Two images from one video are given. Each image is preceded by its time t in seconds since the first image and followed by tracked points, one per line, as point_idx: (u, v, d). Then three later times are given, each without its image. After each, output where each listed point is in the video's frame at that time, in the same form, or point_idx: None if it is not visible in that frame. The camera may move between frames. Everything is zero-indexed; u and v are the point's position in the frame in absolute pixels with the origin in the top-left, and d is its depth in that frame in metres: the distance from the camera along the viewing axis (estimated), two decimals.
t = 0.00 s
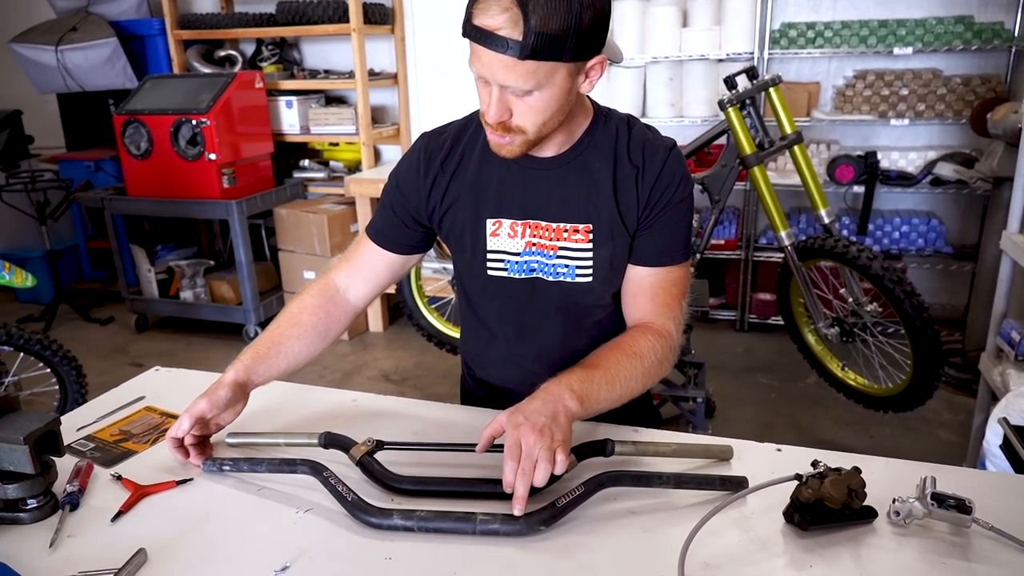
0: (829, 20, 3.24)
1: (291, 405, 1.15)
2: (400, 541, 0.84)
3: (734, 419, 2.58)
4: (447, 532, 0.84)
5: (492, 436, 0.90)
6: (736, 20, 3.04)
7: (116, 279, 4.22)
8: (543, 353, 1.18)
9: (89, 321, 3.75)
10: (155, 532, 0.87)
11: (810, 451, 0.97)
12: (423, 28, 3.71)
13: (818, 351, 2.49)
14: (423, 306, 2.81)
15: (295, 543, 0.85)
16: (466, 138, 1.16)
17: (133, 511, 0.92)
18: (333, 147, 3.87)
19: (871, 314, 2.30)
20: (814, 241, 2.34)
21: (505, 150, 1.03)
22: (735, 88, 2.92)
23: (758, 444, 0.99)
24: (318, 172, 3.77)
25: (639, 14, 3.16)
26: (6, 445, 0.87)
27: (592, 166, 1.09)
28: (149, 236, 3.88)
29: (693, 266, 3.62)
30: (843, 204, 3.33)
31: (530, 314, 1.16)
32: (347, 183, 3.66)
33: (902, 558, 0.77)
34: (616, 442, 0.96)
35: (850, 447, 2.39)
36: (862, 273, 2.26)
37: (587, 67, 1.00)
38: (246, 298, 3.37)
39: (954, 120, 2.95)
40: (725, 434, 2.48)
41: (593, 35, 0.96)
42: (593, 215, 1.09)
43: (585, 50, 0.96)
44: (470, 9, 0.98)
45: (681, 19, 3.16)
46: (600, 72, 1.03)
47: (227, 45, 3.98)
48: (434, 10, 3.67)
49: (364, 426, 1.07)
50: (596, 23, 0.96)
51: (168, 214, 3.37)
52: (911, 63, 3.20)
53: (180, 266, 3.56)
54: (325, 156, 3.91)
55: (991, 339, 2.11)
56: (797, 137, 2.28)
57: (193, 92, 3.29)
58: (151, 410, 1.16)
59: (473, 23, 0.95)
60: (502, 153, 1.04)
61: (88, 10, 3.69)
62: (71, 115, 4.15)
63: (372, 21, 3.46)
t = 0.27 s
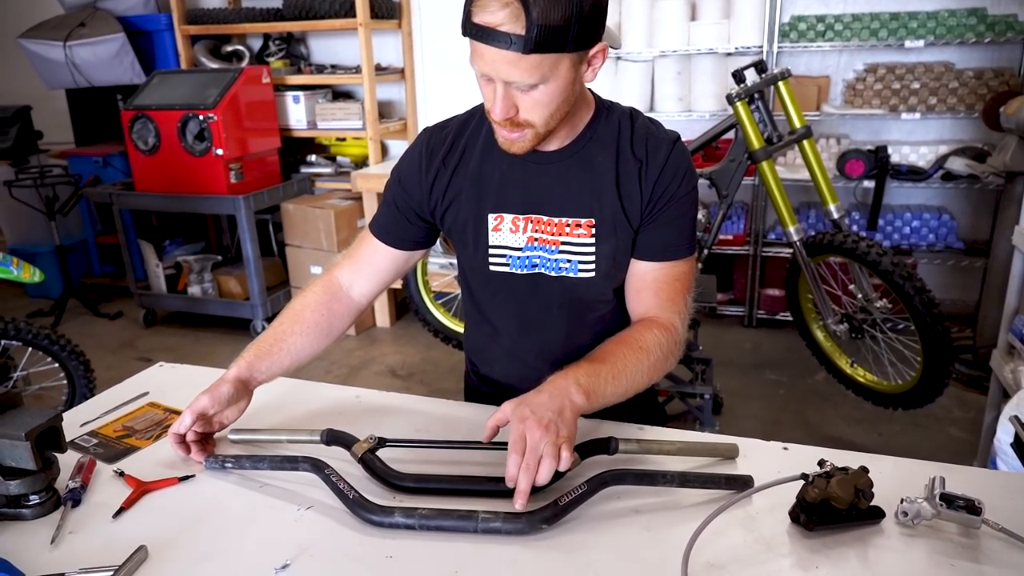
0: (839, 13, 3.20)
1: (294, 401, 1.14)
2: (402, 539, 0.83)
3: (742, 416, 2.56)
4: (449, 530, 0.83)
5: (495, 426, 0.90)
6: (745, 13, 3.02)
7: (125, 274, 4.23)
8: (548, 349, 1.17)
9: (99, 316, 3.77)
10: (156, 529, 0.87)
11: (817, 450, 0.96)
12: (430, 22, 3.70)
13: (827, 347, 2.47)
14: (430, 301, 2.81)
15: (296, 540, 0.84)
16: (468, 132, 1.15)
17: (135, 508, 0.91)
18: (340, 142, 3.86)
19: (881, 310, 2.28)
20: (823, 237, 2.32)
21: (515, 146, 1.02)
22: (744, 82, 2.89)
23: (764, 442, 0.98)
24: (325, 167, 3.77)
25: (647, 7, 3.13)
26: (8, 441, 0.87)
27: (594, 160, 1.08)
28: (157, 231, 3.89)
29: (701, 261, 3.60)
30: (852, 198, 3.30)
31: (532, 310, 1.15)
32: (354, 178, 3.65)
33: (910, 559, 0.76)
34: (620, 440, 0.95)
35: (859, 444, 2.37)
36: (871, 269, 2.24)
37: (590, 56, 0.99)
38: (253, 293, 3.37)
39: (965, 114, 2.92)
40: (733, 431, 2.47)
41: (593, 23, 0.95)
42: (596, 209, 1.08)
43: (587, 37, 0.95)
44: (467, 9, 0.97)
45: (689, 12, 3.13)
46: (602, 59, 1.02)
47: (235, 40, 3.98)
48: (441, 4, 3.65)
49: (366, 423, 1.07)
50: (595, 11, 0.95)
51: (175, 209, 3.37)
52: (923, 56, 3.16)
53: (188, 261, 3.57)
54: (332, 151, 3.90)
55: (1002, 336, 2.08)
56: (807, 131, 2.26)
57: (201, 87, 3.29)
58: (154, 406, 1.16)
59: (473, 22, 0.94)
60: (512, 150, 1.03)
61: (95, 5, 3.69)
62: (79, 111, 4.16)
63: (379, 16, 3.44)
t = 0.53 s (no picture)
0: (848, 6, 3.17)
1: (295, 395, 1.14)
2: (401, 534, 0.82)
3: (748, 411, 2.55)
4: (448, 526, 0.82)
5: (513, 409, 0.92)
6: (753, 6, 2.99)
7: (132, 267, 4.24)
8: (549, 344, 1.16)
9: (106, 309, 3.78)
10: (155, 523, 0.87)
11: (821, 446, 0.95)
12: (437, 15, 3.68)
13: (833, 343, 2.45)
14: (435, 295, 2.80)
15: (295, 535, 0.84)
16: (467, 125, 1.14)
17: (135, 501, 0.91)
18: (346, 136, 3.85)
19: (888, 305, 2.26)
20: (831, 232, 2.31)
21: (518, 140, 1.01)
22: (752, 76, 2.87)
23: (768, 439, 0.97)
24: (331, 161, 3.76)
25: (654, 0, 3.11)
26: (8, 435, 0.87)
27: (594, 152, 1.07)
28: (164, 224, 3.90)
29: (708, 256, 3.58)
30: (861, 193, 3.27)
31: (531, 304, 1.14)
32: (359, 172, 3.65)
33: (914, 558, 0.75)
34: (621, 436, 0.94)
35: (866, 440, 2.36)
36: (879, 264, 2.22)
37: (589, 43, 0.99)
38: (259, 287, 3.37)
39: (976, 108, 2.89)
40: (739, 426, 2.46)
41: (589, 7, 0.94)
42: (596, 201, 1.08)
43: (586, 25, 0.94)
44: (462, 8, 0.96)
45: (697, 5, 3.10)
46: (602, 44, 1.02)
47: (241, 33, 3.97)
48: None
49: (367, 417, 1.06)
50: None
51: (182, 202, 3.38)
52: (934, 49, 3.13)
53: (195, 255, 3.57)
54: (338, 145, 3.89)
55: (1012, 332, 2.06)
56: (814, 125, 2.24)
57: (206, 81, 3.29)
58: (156, 399, 1.16)
59: (471, 21, 0.93)
60: (516, 144, 1.02)
61: None
62: (87, 104, 4.17)
63: (385, 9, 3.43)
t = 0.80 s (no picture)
0: None
1: (295, 388, 1.14)
2: (398, 529, 0.82)
3: (752, 405, 2.54)
4: (446, 521, 0.82)
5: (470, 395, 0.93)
6: None
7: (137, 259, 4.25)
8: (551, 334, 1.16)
9: (110, 301, 3.79)
10: (151, 517, 0.86)
11: (824, 443, 0.93)
12: (440, 7, 3.66)
13: (838, 337, 2.44)
14: (438, 289, 2.79)
15: (292, 530, 0.83)
16: (467, 115, 1.14)
17: (132, 495, 0.91)
18: (350, 128, 3.84)
19: (894, 299, 2.25)
20: (836, 225, 2.29)
21: (520, 127, 1.00)
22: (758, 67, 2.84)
23: (770, 434, 0.96)
24: (335, 153, 3.75)
25: None
26: (4, 428, 0.87)
27: (595, 140, 1.07)
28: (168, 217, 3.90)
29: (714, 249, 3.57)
30: (867, 185, 3.25)
31: (533, 294, 1.14)
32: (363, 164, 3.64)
33: (917, 556, 0.74)
34: (621, 431, 0.93)
35: (871, 434, 2.34)
36: (885, 257, 2.20)
37: (593, 30, 0.97)
38: (262, 280, 3.37)
39: (985, 100, 2.86)
40: (743, 420, 2.45)
41: None
42: (596, 190, 1.07)
43: (590, 11, 0.93)
44: None
45: None
46: (605, 32, 1.00)
47: (244, 25, 3.96)
48: None
49: (366, 410, 1.06)
50: None
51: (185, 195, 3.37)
52: (942, 40, 3.09)
53: (198, 247, 3.57)
54: (342, 137, 3.88)
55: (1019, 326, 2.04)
56: (820, 117, 2.22)
57: (210, 73, 3.28)
58: (156, 393, 1.16)
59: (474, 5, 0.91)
60: (517, 131, 1.01)
61: None
62: (91, 97, 4.17)
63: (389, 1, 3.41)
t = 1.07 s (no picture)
0: None
1: (295, 379, 1.13)
2: (395, 524, 0.81)
3: (758, 400, 2.52)
4: (443, 516, 0.81)
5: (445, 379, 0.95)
6: None
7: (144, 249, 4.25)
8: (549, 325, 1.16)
9: (117, 291, 3.79)
10: (148, 509, 0.86)
11: (828, 440, 0.92)
12: None
13: (846, 332, 2.41)
14: (443, 280, 2.78)
15: (288, 523, 0.82)
16: (466, 103, 1.13)
17: (130, 487, 0.90)
18: (356, 119, 3.83)
19: (903, 294, 2.22)
20: (844, 219, 2.26)
21: (516, 115, 1.00)
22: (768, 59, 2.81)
23: (774, 431, 0.94)
24: (341, 144, 3.74)
25: None
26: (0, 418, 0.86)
27: (592, 129, 1.06)
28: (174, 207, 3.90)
29: (721, 242, 3.54)
30: (877, 179, 3.21)
31: (529, 284, 1.15)
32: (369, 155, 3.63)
33: (922, 557, 0.73)
34: (622, 426, 0.92)
35: (878, 430, 2.32)
36: (894, 252, 2.18)
37: (590, 19, 0.96)
38: (268, 270, 3.37)
39: (998, 93, 2.82)
40: (749, 415, 2.43)
41: None
42: (590, 180, 1.06)
43: None
44: None
45: None
46: (603, 20, 0.98)
47: (251, 14, 3.94)
48: None
49: (366, 403, 1.05)
50: None
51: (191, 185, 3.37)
52: (955, 32, 3.05)
53: (205, 238, 3.58)
54: (348, 128, 3.87)
55: None
56: (830, 109, 2.19)
57: (216, 63, 3.27)
58: (156, 383, 1.15)
59: None
60: (513, 119, 1.00)
61: None
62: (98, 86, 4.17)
63: None
